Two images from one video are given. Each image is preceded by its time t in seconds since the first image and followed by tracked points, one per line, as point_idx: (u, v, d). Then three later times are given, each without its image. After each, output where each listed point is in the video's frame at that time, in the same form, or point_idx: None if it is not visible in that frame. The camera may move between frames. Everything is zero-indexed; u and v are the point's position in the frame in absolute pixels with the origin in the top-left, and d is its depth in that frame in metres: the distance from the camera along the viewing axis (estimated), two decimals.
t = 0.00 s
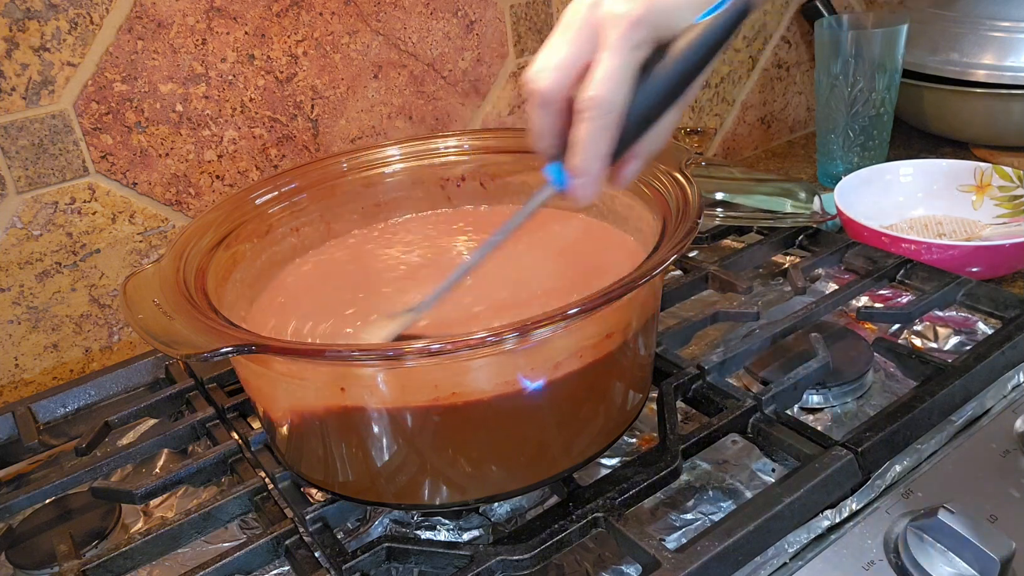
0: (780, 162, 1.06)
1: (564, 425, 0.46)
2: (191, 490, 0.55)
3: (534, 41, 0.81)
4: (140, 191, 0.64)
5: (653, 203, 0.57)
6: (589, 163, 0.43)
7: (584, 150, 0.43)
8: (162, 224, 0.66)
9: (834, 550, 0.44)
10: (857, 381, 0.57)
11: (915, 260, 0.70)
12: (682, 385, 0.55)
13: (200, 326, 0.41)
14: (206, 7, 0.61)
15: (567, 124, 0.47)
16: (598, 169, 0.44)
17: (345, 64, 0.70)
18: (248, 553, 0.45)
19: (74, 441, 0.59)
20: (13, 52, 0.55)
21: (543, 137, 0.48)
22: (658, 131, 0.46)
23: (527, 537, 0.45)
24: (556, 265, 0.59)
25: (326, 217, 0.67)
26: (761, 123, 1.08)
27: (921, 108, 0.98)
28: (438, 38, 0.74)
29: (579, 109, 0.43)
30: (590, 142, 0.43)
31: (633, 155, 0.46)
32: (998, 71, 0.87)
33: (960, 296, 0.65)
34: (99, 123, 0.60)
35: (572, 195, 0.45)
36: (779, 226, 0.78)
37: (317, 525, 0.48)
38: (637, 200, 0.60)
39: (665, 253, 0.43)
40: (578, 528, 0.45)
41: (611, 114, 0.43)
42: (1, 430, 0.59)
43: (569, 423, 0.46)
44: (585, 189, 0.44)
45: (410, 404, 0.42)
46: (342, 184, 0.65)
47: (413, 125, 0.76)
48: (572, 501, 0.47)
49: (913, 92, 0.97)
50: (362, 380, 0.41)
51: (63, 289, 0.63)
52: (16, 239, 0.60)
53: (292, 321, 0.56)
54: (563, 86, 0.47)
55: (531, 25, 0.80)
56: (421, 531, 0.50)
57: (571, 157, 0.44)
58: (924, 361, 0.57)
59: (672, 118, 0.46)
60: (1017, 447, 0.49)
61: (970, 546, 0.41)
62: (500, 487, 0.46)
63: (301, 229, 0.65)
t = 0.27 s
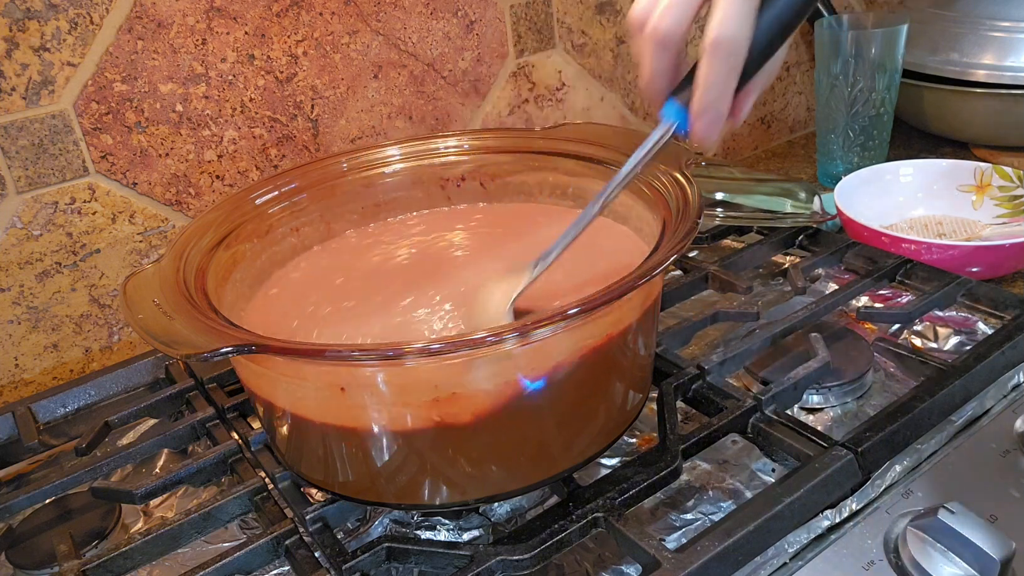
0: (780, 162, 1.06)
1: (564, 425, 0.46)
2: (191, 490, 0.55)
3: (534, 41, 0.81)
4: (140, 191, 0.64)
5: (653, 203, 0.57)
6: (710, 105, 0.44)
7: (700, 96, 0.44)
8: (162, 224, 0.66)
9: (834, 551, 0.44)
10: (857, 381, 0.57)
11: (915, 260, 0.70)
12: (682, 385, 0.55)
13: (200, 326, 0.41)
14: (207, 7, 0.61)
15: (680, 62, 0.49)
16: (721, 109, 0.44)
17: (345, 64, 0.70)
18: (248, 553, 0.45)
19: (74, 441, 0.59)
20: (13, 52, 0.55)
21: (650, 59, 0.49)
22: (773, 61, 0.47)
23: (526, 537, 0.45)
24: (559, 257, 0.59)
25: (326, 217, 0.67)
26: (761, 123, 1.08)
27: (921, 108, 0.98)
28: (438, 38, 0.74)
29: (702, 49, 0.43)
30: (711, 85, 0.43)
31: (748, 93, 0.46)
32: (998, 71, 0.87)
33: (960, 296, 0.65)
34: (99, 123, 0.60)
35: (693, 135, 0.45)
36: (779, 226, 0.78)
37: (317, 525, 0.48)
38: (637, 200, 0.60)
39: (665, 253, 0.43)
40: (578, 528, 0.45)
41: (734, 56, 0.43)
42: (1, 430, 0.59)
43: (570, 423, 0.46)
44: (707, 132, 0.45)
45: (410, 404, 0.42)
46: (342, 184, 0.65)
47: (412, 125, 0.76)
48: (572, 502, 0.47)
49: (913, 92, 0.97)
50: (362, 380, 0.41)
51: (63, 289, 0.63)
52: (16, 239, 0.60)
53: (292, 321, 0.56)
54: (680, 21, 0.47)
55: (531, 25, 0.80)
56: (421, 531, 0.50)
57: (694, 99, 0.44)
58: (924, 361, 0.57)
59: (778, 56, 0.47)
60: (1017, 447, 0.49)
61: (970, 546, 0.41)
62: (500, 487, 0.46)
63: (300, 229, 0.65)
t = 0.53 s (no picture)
0: (780, 162, 1.06)
1: (564, 425, 0.46)
2: (191, 490, 0.55)
3: (535, 41, 0.81)
4: (140, 191, 0.64)
5: (653, 203, 0.57)
6: None
7: None
8: (162, 224, 0.66)
9: (834, 551, 0.44)
10: (858, 381, 0.57)
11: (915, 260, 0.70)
12: (682, 385, 0.55)
13: (200, 326, 0.41)
14: (207, 7, 0.61)
15: None
16: None
17: (345, 64, 0.70)
18: (248, 553, 0.45)
19: (74, 441, 0.59)
20: (13, 51, 0.55)
21: None
22: None
23: (526, 537, 0.45)
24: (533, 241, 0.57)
25: (326, 217, 0.67)
26: (761, 123, 1.08)
27: (921, 108, 0.98)
28: (438, 38, 0.74)
29: None
30: None
31: None
32: (998, 71, 0.87)
33: (960, 296, 0.65)
34: (99, 123, 0.60)
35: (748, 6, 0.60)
36: (779, 226, 0.78)
37: (317, 525, 0.48)
38: (637, 201, 0.60)
39: (665, 253, 0.43)
40: (578, 528, 0.45)
41: None
42: (1, 430, 0.59)
43: (570, 423, 0.46)
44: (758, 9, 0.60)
45: (410, 404, 0.42)
46: (342, 184, 0.65)
47: (412, 125, 0.76)
48: (572, 501, 0.47)
49: (912, 92, 0.97)
50: (362, 380, 0.41)
51: (63, 289, 0.63)
52: (16, 239, 0.60)
53: (292, 321, 0.56)
54: None
55: (531, 25, 0.80)
56: (421, 531, 0.50)
57: None
58: (924, 361, 0.57)
59: None
60: (1017, 447, 0.49)
61: (970, 546, 0.41)
62: (500, 486, 0.46)
63: (300, 229, 0.65)
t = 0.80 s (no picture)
0: (780, 163, 1.06)
1: (564, 425, 0.46)
2: (191, 490, 0.55)
3: (535, 41, 0.81)
4: (140, 191, 0.64)
5: (653, 203, 0.57)
6: None
7: None
8: (161, 224, 0.66)
9: (834, 551, 0.44)
10: (858, 381, 0.57)
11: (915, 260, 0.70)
12: (682, 385, 0.55)
13: (200, 326, 0.41)
14: (206, 7, 0.61)
15: None
16: None
17: (345, 64, 0.70)
18: (248, 553, 0.45)
19: (74, 441, 0.59)
20: (13, 51, 0.55)
21: None
22: None
23: (526, 537, 0.45)
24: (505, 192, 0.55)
25: (326, 217, 0.67)
26: (761, 123, 1.08)
27: (921, 108, 0.98)
28: (438, 38, 0.74)
29: None
30: None
31: None
32: (998, 71, 0.87)
33: (960, 296, 0.65)
34: (99, 123, 0.60)
35: None
36: (779, 226, 0.78)
37: (317, 525, 0.48)
38: (637, 201, 0.60)
39: (665, 253, 0.43)
40: (578, 528, 0.45)
41: None
42: (1, 430, 0.59)
43: (570, 423, 0.46)
44: None
45: (410, 404, 0.42)
46: (342, 184, 0.65)
47: (412, 125, 0.76)
48: (572, 501, 0.47)
49: (912, 92, 0.97)
50: (362, 380, 0.41)
51: (63, 289, 0.63)
52: (16, 239, 0.60)
53: (293, 322, 0.56)
54: None
55: (530, 25, 0.80)
56: (421, 531, 0.50)
57: None
58: (924, 361, 0.57)
59: None
60: (1017, 448, 0.49)
61: (970, 546, 0.41)
62: (500, 486, 0.46)
63: (300, 229, 0.65)
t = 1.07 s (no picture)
0: (780, 163, 1.06)
1: (564, 425, 0.46)
2: (191, 490, 0.55)
3: (534, 41, 0.81)
4: (140, 191, 0.64)
5: (653, 203, 0.57)
6: None
7: None
8: (162, 224, 0.66)
9: (834, 551, 0.44)
10: (858, 381, 0.57)
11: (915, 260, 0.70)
12: (682, 385, 0.55)
13: (200, 326, 0.41)
14: (206, 7, 0.61)
15: None
16: None
17: (345, 64, 0.70)
18: (248, 553, 0.45)
19: (74, 441, 0.59)
20: (13, 51, 0.55)
21: None
22: None
23: (526, 537, 0.45)
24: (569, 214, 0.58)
25: (325, 217, 0.67)
26: (760, 123, 1.08)
27: (921, 108, 0.98)
28: (438, 38, 0.74)
29: None
30: None
31: None
32: (998, 71, 0.87)
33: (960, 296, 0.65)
34: (99, 123, 0.60)
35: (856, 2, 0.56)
36: (779, 226, 0.78)
37: (316, 525, 0.48)
38: (637, 201, 0.60)
39: (665, 253, 0.43)
40: (578, 528, 0.45)
41: None
42: (1, 430, 0.59)
43: (569, 423, 0.46)
44: None
45: (409, 404, 0.42)
46: (342, 184, 0.65)
47: (412, 125, 0.76)
48: (572, 501, 0.47)
49: (912, 91, 0.97)
50: (362, 380, 0.41)
51: (63, 289, 0.63)
52: (16, 239, 0.60)
53: (293, 322, 0.56)
54: None
55: (530, 25, 0.80)
56: (421, 531, 0.50)
57: None
58: (924, 361, 0.57)
59: None
60: (1018, 447, 0.49)
61: (970, 546, 0.41)
62: (501, 486, 0.46)
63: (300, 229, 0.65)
